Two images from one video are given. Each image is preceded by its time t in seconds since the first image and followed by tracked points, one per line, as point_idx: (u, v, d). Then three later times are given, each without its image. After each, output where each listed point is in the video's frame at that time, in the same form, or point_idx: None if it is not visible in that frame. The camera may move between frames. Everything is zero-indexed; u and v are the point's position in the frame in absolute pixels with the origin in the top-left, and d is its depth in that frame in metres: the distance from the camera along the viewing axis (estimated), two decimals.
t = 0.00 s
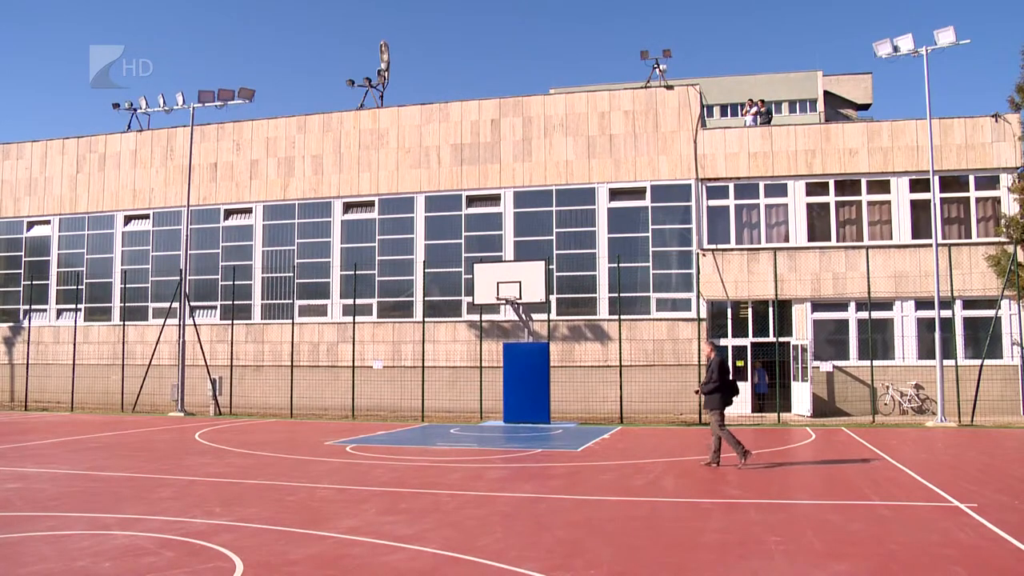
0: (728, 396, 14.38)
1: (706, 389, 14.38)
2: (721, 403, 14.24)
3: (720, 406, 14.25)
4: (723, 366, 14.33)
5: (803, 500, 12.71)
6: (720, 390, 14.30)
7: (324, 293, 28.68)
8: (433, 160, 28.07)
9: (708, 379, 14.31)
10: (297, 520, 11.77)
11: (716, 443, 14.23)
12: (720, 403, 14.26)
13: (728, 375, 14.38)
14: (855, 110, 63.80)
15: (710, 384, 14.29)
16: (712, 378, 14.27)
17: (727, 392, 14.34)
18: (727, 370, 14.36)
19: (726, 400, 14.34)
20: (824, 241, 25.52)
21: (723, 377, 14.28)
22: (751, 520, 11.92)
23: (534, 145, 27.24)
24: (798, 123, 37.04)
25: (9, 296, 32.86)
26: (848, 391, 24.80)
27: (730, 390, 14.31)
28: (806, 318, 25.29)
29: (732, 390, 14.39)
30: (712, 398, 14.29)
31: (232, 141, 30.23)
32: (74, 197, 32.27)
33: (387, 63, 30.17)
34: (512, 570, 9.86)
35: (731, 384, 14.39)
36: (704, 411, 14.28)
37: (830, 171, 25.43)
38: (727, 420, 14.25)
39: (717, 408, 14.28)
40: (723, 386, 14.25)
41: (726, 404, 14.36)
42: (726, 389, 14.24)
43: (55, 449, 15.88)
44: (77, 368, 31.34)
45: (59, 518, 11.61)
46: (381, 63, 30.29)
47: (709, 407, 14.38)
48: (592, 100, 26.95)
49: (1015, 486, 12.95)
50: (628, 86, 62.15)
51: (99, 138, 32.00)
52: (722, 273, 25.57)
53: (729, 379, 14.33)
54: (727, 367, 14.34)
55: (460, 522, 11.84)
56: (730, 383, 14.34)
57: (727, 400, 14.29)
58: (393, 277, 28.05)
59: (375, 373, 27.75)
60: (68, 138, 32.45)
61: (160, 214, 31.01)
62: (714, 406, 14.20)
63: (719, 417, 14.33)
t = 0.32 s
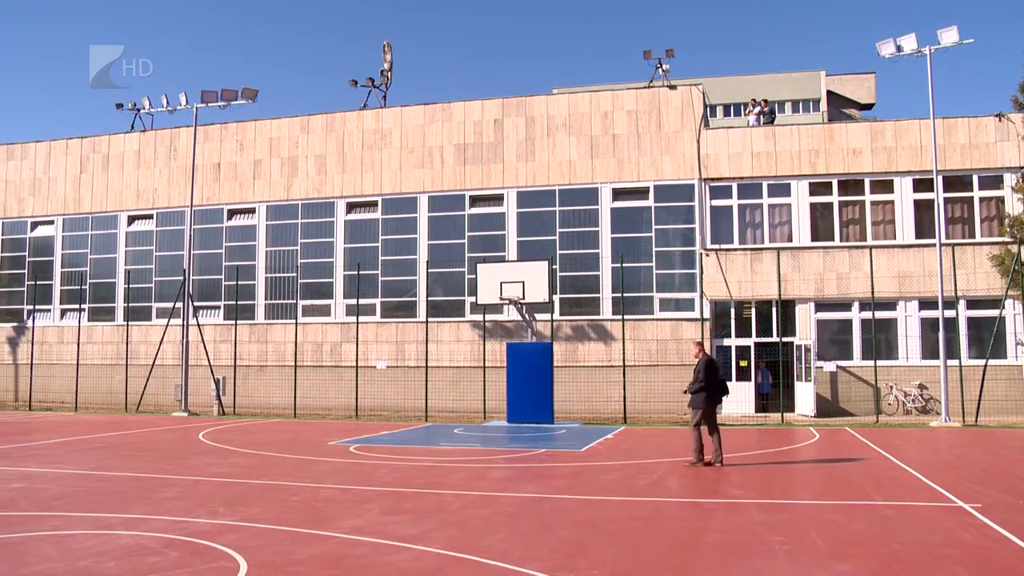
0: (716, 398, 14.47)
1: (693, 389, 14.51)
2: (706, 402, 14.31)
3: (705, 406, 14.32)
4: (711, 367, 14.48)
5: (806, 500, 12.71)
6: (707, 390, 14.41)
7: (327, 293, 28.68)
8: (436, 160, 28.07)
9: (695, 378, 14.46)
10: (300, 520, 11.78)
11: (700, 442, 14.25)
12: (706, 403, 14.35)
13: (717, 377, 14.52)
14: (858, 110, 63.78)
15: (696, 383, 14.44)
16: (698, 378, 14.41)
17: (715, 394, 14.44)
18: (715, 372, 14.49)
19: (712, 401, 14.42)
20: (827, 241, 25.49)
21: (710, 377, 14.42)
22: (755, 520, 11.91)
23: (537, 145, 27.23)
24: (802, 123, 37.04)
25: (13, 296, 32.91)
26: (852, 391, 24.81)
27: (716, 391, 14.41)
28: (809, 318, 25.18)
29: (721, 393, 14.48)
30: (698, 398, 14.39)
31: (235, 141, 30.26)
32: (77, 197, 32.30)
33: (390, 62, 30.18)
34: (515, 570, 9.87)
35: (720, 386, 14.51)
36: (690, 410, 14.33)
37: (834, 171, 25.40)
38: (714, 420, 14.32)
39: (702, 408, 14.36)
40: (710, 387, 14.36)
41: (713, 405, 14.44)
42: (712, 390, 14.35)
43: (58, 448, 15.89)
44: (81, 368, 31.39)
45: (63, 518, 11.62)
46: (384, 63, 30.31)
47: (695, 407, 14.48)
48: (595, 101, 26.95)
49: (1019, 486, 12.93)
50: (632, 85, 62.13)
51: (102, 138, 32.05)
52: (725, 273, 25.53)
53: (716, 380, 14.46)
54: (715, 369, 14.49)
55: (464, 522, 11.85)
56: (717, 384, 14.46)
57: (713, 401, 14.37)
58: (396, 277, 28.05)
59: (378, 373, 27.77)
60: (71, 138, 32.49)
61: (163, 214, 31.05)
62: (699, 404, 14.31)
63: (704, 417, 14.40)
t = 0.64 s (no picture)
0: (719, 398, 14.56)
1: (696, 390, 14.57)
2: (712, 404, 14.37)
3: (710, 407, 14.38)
4: (714, 368, 14.56)
5: (831, 500, 12.64)
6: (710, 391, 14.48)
7: (350, 293, 28.80)
8: (458, 160, 28.09)
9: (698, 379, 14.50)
10: (325, 520, 11.83)
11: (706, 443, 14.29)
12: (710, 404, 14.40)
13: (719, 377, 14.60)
14: (881, 108, 63.29)
15: (699, 384, 14.51)
16: (699, 379, 14.48)
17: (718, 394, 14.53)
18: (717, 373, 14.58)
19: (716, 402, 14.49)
20: (851, 241, 25.33)
21: (712, 378, 14.49)
22: (779, 520, 11.86)
23: (559, 145, 27.21)
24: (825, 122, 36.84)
25: (40, 297, 33.24)
26: (876, 391, 24.62)
27: (719, 391, 14.43)
28: (832, 318, 25.10)
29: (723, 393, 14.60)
30: (701, 399, 14.45)
31: (257, 143, 30.42)
32: (102, 199, 32.58)
33: (411, 63, 30.23)
34: (540, 570, 9.88)
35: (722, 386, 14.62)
36: (694, 412, 14.40)
37: (857, 170, 25.22)
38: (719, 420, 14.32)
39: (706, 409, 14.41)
40: (714, 388, 14.44)
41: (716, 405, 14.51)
42: (714, 389, 14.38)
43: (86, 448, 16.03)
44: (106, 368, 31.67)
45: (90, 517, 11.72)
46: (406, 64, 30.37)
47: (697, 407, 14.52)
48: (616, 100, 26.89)
49: None
50: (652, 84, 61.92)
51: (127, 141, 32.32)
52: (747, 273, 25.37)
53: (720, 381, 14.55)
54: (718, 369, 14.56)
55: (487, 522, 11.85)
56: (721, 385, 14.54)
57: (717, 401, 14.45)
58: (418, 277, 28.11)
59: (401, 373, 27.83)
60: (96, 140, 32.77)
61: (187, 215, 31.26)
62: (702, 405, 14.37)
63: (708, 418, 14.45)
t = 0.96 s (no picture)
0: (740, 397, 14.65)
1: (717, 389, 14.70)
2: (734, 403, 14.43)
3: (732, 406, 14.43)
4: (735, 367, 14.68)
5: (873, 502, 12.47)
6: (732, 390, 14.59)
7: (388, 294, 28.93)
8: (494, 160, 28.11)
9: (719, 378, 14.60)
10: (364, 519, 11.87)
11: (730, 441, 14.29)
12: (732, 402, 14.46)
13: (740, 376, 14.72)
14: (922, 104, 62.39)
15: (721, 383, 14.54)
16: (722, 378, 14.51)
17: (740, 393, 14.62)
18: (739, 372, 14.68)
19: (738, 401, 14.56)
20: (892, 239, 25.00)
21: (734, 377, 14.54)
22: (821, 522, 11.72)
23: (595, 144, 27.15)
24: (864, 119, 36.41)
25: (84, 299, 33.75)
26: (918, 391, 24.27)
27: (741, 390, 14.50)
28: (873, 317, 24.75)
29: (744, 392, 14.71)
30: (723, 398, 14.50)
31: (295, 145, 30.68)
32: (143, 202, 33.02)
33: (446, 63, 30.29)
34: (580, 570, 9.85)
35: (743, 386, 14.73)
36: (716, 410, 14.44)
37: (898, 166, 24.92)
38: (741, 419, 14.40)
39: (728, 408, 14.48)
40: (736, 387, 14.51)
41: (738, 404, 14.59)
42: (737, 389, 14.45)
43: (130, 447, 16.25)
44: (148, 369, 32.10)
45: (134, 514, 11.88)
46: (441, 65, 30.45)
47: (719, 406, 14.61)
48: (653, 99, 26.74)
49: None
50: (687, 83, 61.55)
51: (167, 144, 32.72)
52: (786, 272, 25.15)
53: (741, 380, 14.66)
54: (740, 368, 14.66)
55: (527, 522, 11.84)
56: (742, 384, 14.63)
57: (739, 400, 14.53)
58: (456, 277, 28.17)
59: (439, 373, 27.91)
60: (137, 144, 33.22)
61: (226, 217, 31.59)
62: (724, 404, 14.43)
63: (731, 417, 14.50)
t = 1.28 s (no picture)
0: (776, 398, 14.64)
1: (749, 390, 14.72)
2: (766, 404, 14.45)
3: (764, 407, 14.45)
4: (767, 368, 14.71)
5: (925, 504, 12.25)
6: (765, 391, 14.61)
7: (433, 294, 29.07)
8: (539, 161, 28.12)
9: (752, 379, 14.66)
10: (412, 519, 11.92)
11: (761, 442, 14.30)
12: (765, 403, 14.50)
13: (775, 377, 14.71)
14: (974, 98, 61.19)
15: (754, 384, 14.56)
16: (755, 379, 14.54)
17: (774, 393, 14.61)
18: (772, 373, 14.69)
19: (772, 401, 14.57)
20: (943, 237, 24.56)
21: (767, 377, 14.57)
22: (872, 524, 11.54)
23: (640, 143, 27.02)
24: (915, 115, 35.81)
25: (134, 300, 34.35)
26: (972, 392, 23.81)
27: (774, 390, 14.54)
28: (924, 316, 24.33)
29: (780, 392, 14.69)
30: (756, 399, 14.52)
31: (341, 147, 30.96)
32: (192, 205, 33.52)
33: (490, 64, 30.34)
34: (628, 570, 9.80)
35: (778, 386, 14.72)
36: (750, 412, 14.47)
37: (949, 162, 24.46)
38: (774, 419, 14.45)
39: (762, 409, 14.53)
40: (768, 387, 14.53)
41: (773, 405, 14.57)
42: (770, 390, 14.49)
43: (182, 446, 16.49)
44: (198, 369, 32.62)
45: (186, 512, 12.04)
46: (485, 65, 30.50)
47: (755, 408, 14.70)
48: (698, 97, 26.56)
49: None
50: (731, 80, 61.01)
51: (215, 147, 33.20)
52: (835, 270, 24.86)
53: (773, 380, 14.69)
54: (773, 369, 14.67)
55: (574, 523, 11.80)
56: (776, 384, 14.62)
57: (773, 400, 14.57)
58: (502, 277, 28.21)
59: (485, 374, 28.00)
60: (186, 147, 33.74)
61: (273, 219, 31.97)
62: (758, 405, 14.46)
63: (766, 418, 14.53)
